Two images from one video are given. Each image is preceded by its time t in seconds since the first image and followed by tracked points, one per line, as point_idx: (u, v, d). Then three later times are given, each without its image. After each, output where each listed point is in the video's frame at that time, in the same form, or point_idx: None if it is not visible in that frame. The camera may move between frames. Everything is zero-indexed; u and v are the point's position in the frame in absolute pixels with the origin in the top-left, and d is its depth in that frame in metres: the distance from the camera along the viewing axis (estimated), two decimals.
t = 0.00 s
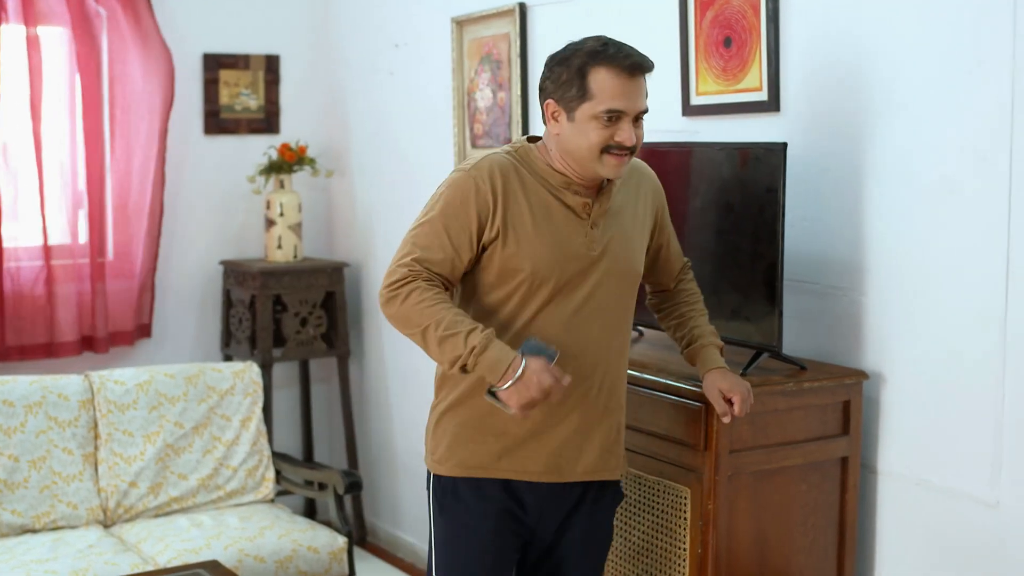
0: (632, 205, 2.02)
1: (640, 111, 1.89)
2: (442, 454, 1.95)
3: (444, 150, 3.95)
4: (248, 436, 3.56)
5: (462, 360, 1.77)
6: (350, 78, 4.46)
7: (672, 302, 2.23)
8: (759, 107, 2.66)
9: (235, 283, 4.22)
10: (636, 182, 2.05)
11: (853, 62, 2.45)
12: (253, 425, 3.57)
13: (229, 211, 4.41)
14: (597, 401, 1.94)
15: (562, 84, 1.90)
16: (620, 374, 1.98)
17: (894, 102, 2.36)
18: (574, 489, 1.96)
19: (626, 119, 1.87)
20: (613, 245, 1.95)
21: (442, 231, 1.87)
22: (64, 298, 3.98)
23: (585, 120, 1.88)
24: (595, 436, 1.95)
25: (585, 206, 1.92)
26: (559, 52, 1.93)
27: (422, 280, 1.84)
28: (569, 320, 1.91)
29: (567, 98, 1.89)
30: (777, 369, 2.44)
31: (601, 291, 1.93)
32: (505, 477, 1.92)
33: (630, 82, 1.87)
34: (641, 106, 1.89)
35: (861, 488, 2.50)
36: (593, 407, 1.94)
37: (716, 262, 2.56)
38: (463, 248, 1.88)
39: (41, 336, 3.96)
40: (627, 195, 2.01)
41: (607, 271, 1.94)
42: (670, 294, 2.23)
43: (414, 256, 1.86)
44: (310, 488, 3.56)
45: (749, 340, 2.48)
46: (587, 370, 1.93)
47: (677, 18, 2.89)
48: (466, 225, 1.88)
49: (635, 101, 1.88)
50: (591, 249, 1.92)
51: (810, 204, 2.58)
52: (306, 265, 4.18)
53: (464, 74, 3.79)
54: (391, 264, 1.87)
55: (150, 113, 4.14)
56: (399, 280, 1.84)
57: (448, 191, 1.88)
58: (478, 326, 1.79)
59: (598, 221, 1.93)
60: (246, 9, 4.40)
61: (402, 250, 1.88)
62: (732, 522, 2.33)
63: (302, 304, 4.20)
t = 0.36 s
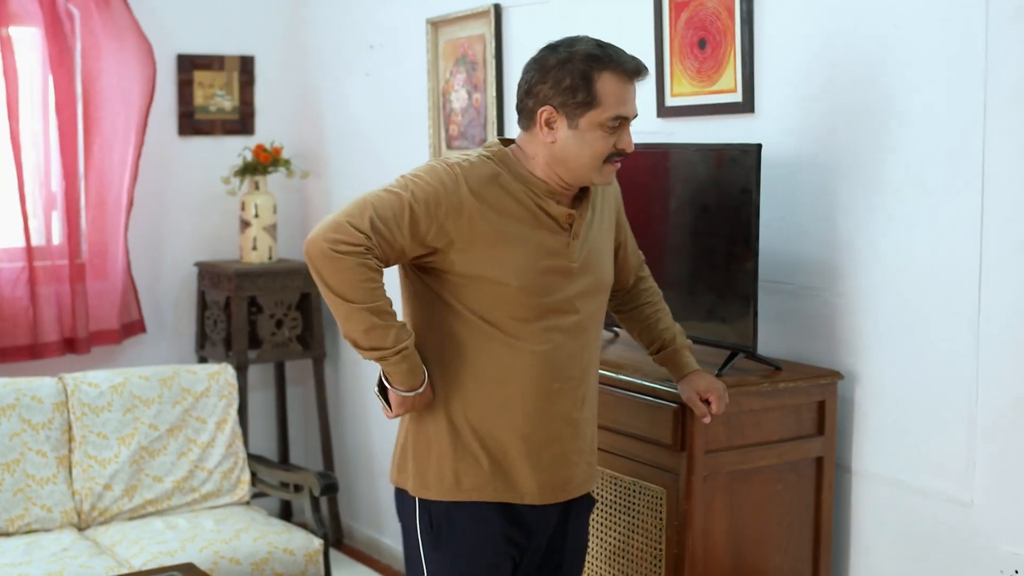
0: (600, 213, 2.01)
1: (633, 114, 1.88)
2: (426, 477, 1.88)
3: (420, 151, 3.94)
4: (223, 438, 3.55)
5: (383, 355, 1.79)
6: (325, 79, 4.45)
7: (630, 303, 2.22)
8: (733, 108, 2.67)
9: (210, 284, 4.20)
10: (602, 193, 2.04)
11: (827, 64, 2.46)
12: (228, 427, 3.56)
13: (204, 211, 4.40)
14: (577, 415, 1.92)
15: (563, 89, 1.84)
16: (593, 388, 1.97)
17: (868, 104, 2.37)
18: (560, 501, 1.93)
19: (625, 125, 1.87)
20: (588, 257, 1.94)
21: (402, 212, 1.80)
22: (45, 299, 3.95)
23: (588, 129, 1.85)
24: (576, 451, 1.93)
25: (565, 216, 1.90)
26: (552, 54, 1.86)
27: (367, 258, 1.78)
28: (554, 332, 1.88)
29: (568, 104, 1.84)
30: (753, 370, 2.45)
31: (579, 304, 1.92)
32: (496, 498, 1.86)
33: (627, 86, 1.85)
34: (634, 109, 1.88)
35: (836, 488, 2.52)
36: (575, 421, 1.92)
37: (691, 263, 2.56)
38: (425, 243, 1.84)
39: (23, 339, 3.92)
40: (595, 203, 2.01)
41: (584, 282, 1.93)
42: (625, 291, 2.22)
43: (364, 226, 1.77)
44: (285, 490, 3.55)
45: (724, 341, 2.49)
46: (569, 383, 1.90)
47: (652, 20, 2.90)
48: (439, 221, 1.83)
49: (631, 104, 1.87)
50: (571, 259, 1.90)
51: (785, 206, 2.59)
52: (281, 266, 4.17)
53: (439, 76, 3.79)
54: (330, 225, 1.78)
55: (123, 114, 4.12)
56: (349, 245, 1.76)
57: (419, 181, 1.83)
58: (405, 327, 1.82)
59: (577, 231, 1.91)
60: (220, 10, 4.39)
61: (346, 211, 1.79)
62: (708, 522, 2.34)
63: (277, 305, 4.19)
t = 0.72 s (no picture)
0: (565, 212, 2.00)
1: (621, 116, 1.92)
2: (422, 502, 1.81)
3: (410, 151, 3.94)
4: (213, 440, 3.55)
5: (405, 407, 1.69)
6: (316, 79, 4.45)
7: (615, 315, 2.20)
8: (723, 109, 2.67)
9: (200, 285, 4.19)
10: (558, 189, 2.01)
11: (817, 64, 2.46)
12: (219, 428, 3.56)
13: (195, 212, 4.40)
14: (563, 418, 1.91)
15: (590, 97, 1.81)
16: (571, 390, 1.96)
17: (858, 105, 2.38)
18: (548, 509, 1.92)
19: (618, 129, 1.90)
20: (566, 257, 1.92)
21: (423, 239, 1.68)
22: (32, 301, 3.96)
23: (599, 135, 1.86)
24: (561, 452, 1.91)
25: (551, 218, 1.87)
26: (563, 57, 1.80)
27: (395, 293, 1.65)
28: (551, 341, 1.86)
29: (591, 113, 1.82)
30: (743, 370, 2.45)
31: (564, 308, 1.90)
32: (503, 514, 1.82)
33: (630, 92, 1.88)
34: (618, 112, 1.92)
35: (826, 488, 2.52)
36: (561, 425, 1.90)
37: (682, 264, 2.56)
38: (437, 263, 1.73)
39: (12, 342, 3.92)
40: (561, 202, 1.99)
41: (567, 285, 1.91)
42: (606, 300, 2.20)
43: (393, 264, 1.64)
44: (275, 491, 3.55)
45: (715, 341, 2.49)
46: (558, 389, 1.88)
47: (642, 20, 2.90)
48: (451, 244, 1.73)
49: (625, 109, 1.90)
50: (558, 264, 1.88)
51: (775, 206, 2.59)
52: (271, 267, 4.16)
53: (430, 76, 3.79)
54: (355, 265, 1.62)
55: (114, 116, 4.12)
56: (379, 289, 1.63)
57: (433, 200, 1.71)
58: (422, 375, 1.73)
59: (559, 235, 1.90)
60: (211, 11, 4.38)
61: (368, 244, 1.63)
62: (699, 522, 2.34)
63: (268, 306, 4.19)
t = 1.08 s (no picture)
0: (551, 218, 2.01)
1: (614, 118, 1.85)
2: (441, 505, 1.78)
3: (405, 150, 3.94)
4: (208, 439, 3.55)
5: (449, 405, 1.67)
6: (310, 79, 4.44)
7: (605, 319, 2.20)
8: (719, 109, 2.67)
9: (195, 285, 4.19)
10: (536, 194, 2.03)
11: (812, 65, 2.46)
12: (214, 428, 3.56)
13: (190, 212, 4.40)
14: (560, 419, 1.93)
15: (545, 88, 1.78)
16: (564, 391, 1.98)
17: (853, 105, 2.38)
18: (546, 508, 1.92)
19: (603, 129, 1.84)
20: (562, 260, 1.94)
21: (454, 238, 1.67)
22: (11, 301, 3.92)
23: (567, 131, 1.81)
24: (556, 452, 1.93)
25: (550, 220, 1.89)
26: (536, 50, 1.80)
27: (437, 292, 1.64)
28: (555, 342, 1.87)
29: (548, 106, 1.79)
30: (738, 370, 2.45)
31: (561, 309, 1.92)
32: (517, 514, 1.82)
33: (609, 89, 1.82)
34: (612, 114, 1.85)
35: (821, 488, 2.52)
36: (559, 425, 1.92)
37: (677, 264, 2.57)
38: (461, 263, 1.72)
39: None
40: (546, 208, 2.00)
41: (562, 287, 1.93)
42: (594, 304, 2.19)
43: (437, 262, 1.62)
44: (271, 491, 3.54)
45: (710, 341, 2.50)
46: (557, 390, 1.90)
47: (638, 20, 2.90)
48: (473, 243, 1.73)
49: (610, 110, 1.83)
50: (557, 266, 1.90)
51: (771, 206, 2.59)
52: (266, 266, 4.16)
53: (425, 76, 3.79)
54: (401, 262, 1.59)
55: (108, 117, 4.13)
56: (425, 285, 1.61)
57: (460, 200, 1.70)
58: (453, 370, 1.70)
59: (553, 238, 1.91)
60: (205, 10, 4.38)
61: (410, 241, 1.61)
62: (694, 522, 2.34)
63: (263, 306, 4.19)
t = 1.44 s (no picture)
0: (578, 213, 1.96)
1: (550, 121, 1.73)
2: (414, 492, 1.81)
3: (405, 150, 3.93)
4: (209, 439, 3.54)
5: (384, 404, 1.73)
6: (310, 79, 4.44)
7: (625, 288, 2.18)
8: (719, 109, 2.67)
9: (195, 285, 4.19)
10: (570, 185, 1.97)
11: (812, 65, 2.46)
12: (214, 428, 3.56)
13: (190, 212, 4.39)
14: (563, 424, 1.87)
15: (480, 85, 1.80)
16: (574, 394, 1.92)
17: (853, 105, 2.38)
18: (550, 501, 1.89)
19: (529, 131, 1.73)
20: (570, 262, 1.88)
21: (390, 244, 1.71)
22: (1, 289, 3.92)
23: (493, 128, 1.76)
24: (561, 454, 1.88)
25: (546, 222, 1.84)
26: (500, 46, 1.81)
27: (364, 298, 1.70)
28: (541, 344, 1.81)
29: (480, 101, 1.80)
30: (738, 370, 2.45)
31: (563, 308, 1.86)
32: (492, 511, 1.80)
33: (531, 89, 1.72)
34: (553, 116, 1.73)
35: (822, 487, 2.52)
36: (559, 430, 1.86)
37: (677, 263, 2.57)
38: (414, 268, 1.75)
39: None
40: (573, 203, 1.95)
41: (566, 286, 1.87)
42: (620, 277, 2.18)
43: (359, 270, 1.69)
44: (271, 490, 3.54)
45: (710, 340, 2.50)
46: (555, 394, 1.85)
47: (638, 20, 2.90)
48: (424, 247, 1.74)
49: (541, 111, 1.72)
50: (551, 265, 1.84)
51: (771, 206, 2.59)
52: (266, 266, 4.16)
53: (425, 75, 3.79)
54: (324, 272, 1.70)
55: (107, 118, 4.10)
56: (343, 293, 1.69)
57: (405, 207, 1.72)
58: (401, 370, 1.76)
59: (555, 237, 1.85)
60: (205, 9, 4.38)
61: (336, 252, 1.70)
62: (694, 521, 2.34)
63: (263, 305, 4.19)
